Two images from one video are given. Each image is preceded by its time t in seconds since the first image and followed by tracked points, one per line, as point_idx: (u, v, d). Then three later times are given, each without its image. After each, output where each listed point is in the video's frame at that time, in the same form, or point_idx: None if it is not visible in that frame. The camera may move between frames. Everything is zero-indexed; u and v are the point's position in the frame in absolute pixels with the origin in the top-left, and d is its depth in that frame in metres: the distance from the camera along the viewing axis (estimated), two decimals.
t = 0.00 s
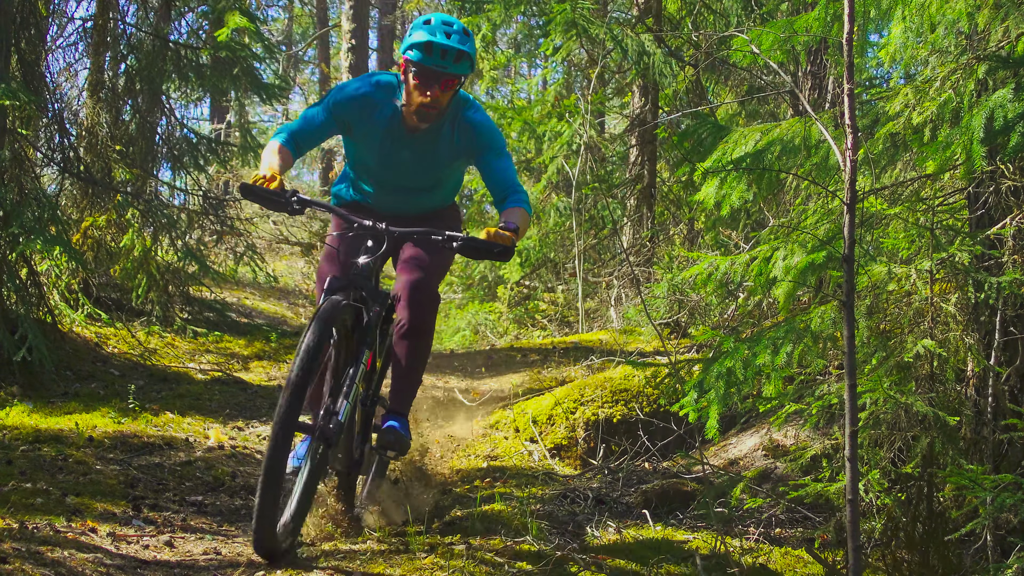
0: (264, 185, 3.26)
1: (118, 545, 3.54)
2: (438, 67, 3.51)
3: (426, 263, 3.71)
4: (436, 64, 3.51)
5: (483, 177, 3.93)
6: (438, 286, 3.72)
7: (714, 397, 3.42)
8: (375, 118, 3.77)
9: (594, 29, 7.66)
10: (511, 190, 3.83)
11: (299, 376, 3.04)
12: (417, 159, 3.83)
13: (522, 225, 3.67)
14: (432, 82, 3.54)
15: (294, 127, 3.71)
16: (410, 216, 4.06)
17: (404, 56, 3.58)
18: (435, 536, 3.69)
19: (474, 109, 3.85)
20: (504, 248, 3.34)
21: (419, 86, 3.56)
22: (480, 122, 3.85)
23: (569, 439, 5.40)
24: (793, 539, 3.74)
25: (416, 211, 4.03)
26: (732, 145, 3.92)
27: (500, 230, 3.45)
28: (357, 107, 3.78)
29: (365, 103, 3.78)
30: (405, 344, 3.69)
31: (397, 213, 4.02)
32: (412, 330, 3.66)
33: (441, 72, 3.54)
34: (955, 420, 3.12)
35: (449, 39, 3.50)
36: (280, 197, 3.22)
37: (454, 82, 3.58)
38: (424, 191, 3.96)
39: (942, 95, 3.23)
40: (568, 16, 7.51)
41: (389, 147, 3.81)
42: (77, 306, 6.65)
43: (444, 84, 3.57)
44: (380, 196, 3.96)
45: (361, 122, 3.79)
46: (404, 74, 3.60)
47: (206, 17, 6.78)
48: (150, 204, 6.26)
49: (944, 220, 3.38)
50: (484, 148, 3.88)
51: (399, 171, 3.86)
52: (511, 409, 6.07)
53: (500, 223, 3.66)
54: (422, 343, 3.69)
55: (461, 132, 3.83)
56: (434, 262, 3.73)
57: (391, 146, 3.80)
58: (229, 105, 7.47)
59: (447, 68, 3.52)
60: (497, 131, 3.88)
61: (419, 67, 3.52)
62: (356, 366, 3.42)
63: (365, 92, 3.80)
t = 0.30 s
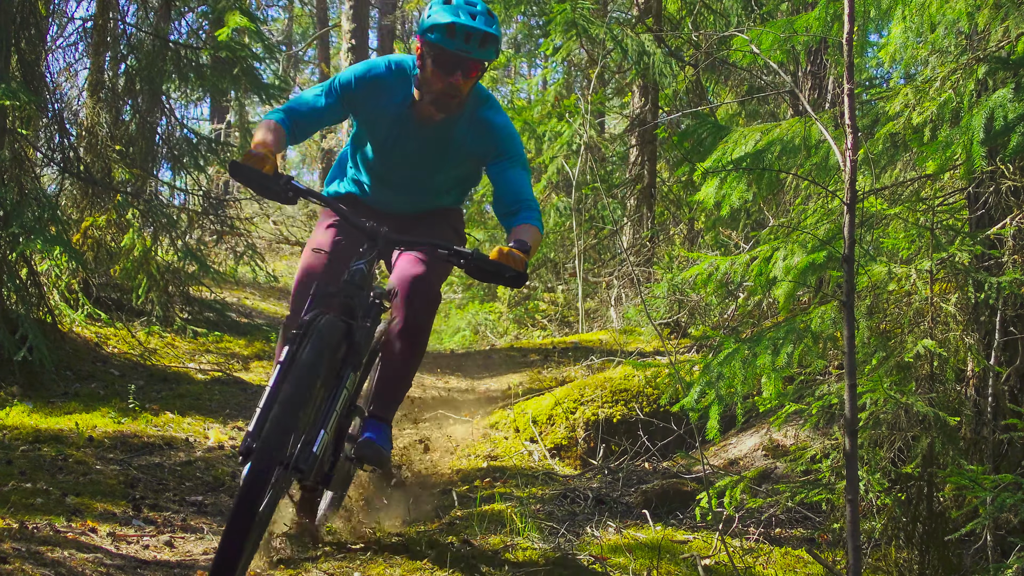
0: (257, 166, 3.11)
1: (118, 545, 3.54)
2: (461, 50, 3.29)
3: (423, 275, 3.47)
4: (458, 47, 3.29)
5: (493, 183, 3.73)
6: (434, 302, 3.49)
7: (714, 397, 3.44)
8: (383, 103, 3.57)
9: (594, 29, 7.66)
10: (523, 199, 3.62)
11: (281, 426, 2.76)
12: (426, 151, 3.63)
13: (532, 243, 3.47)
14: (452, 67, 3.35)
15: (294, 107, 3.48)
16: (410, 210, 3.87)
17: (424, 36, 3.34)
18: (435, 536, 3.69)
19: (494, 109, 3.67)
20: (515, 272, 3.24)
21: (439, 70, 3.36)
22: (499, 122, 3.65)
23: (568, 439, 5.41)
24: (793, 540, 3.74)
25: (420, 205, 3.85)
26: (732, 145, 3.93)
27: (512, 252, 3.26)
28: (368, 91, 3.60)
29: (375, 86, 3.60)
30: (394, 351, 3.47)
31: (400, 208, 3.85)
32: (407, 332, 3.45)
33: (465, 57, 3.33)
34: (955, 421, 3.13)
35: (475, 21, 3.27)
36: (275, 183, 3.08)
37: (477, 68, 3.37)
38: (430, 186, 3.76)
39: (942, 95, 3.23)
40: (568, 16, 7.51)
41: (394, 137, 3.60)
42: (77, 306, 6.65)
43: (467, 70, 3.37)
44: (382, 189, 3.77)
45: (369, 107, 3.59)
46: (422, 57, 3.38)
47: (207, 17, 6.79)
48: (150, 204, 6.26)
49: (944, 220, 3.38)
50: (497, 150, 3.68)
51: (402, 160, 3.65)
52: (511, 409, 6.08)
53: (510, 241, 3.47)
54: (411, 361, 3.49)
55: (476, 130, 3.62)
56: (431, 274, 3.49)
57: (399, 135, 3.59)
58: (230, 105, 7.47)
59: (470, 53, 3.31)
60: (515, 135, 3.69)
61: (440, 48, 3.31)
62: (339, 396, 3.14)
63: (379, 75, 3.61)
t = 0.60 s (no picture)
0: (261, 142, 2.77)
1: (118, 545, 3.54)
2: (497, 28, 2.91)
3: (436, 270, 3.18)
4: (491, 26, 2.91)
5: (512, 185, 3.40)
6: (446, 302, 3.21)
7: (714, 397, 3.44)
8: (404, 80, 3.16)
9: (594, 29, 7.67)
10: (547, 204, 3.29)
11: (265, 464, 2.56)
12: (443, 139, 3.24)
13: (558, 254, 3.17)
14: (484, 48, 2.96)
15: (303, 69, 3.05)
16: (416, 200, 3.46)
17: (454, 13, 2.95)
18: (435, 536, 3.68)
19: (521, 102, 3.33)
20: (544, 287, 2.92)
21: (469, 50, 2.97)
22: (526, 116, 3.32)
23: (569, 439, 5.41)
24: (793, 539, 3.74)
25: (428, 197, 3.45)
26: (732, 145, 3.93)
27: (540, 262, 3.01)
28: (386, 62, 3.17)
29: (395, 58, 3.18)
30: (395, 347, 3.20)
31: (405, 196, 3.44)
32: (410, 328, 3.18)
33: (499, 38, 2.94)
34: (955, 421, 3.13)
35: None
36: (279, 161, 2.77)
37: (510, 50, 2.98)
38: (442, 178, 3.38)
39: (942, 95, 3.24)
40: (568, 16, 7.50)
41: (411, 119, 3.19)
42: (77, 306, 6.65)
43: (501, 52, 2.98)
44: (388, 174, 3.36)
45: (386, 82, 3.17)
46: (449, 37, 3.01)
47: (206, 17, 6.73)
48: (150, 205, 6.26)
49: (944, 220, 3.38)
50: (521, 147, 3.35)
51: (415, 145, 3.25)
52: (511, 409, 6.08)
53: (533, 250, 3.16)
54: (411, 364, 3.23)
55: (502, 124, 3.28)
56: (445, 271, 3.19)
57: (414, 118, 3.19)
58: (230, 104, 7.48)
59: (504, 33, 2.92)
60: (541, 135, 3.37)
61: (473, 25, 2.92)
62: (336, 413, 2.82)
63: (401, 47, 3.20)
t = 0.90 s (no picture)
0: (296, 118, 2.40)
1: (118, 545, 3.54)
2: None
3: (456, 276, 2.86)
4: None
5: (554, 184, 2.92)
6: (463, 314, 2.89)
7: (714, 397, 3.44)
8: (432, 50, 2.71)
9: (594, 29, 7.66)
10: (597, 208, 2.82)
11: (269, 496, 2.19)
12: (472, 122, 2.75)
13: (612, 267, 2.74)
14: (529, 20, 2.50)
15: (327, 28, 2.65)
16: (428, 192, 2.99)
17: None
18: (435, 536, 3.68)
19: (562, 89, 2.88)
20: (601, 315, 2.52)
21: (509, 22, 2.50)
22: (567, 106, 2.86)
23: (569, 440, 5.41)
24: (793, 539, 3.74)
25: (440, 188, 2.98)
26: (732, 144, 3.93)
27: (597, 288, 2.62)
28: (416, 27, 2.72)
29: (425, 25, 2.73)
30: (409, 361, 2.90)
31: (422, 188, 2.98)
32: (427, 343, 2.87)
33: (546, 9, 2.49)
34: (955, 421, 3.14)
35: None
36: (316, 140, 2.42)
37: (558, 25, 2.52)
38: (466, 172, 2.93)
39: (942, 95, 3.24)
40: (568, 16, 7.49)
41: (435, 95, 2.72)
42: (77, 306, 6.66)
43: (548, 28, 2.53)
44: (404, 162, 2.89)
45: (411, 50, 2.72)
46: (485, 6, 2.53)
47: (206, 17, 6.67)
48: (150, 205, 6.26)
49: (944, 220, 3.37)
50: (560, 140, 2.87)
51: (437, 127, 2.76)
52: (511, 409, 6.08)
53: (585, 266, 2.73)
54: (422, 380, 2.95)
55: (540, 111, 2.81)
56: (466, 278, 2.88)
57: (440, 96, 2.72)
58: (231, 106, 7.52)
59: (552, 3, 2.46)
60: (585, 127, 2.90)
61: None
62: (348, 436, 2.45)
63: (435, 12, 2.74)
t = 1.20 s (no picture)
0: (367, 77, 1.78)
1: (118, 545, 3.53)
2: None
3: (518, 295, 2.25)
4: None
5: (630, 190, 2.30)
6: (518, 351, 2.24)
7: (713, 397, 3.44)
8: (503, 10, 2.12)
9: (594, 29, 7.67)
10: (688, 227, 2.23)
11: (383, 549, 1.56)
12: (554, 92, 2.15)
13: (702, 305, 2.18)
14: None
15: None
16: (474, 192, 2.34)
17: None
18: (435, 536, 3.68)
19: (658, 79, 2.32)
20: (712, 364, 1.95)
21: None
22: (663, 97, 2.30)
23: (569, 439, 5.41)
24: (793, 539, 3.74)
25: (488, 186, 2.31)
26: (732, 144, 3.93)
27: (703, 332, 2.01)
28: None
29: None
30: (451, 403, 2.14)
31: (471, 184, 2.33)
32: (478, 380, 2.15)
33: None
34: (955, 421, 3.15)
35: None
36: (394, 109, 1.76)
37: None
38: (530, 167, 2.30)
39: (942, 95, 3.24)
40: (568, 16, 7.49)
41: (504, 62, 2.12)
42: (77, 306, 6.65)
43: None
44: (457, 151, 2.25)
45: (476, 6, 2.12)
46: None
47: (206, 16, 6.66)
48: (150, 204, 6.25)
49: (944, 221, 3.36)
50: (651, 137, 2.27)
51: (503, 100, 2.14)
52: (511, 409, 6.09)
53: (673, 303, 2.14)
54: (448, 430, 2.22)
55: (632, 96, 2.23)
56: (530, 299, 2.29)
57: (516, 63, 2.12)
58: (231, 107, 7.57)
59: None
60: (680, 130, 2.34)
61: None
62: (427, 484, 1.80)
63: None
